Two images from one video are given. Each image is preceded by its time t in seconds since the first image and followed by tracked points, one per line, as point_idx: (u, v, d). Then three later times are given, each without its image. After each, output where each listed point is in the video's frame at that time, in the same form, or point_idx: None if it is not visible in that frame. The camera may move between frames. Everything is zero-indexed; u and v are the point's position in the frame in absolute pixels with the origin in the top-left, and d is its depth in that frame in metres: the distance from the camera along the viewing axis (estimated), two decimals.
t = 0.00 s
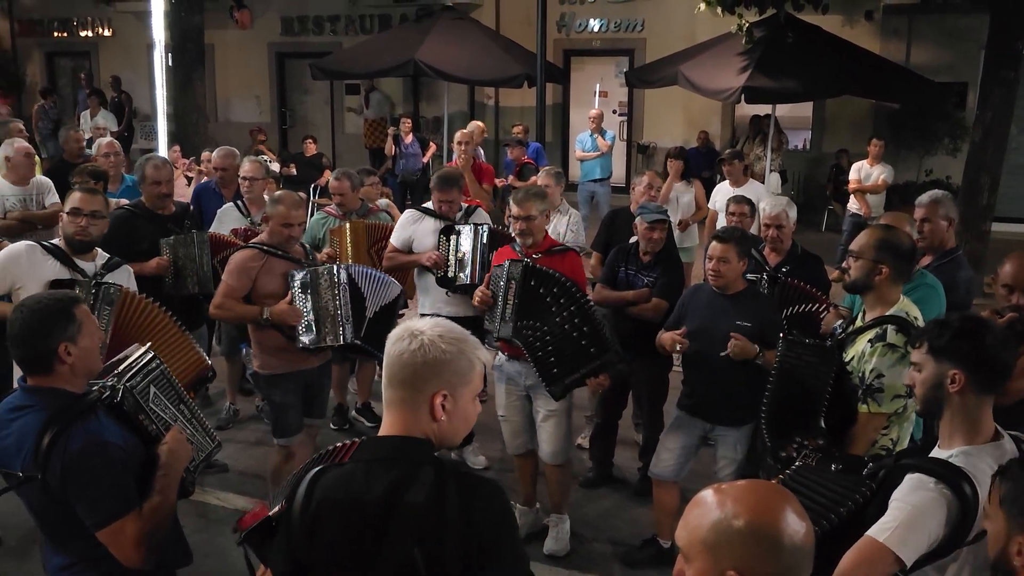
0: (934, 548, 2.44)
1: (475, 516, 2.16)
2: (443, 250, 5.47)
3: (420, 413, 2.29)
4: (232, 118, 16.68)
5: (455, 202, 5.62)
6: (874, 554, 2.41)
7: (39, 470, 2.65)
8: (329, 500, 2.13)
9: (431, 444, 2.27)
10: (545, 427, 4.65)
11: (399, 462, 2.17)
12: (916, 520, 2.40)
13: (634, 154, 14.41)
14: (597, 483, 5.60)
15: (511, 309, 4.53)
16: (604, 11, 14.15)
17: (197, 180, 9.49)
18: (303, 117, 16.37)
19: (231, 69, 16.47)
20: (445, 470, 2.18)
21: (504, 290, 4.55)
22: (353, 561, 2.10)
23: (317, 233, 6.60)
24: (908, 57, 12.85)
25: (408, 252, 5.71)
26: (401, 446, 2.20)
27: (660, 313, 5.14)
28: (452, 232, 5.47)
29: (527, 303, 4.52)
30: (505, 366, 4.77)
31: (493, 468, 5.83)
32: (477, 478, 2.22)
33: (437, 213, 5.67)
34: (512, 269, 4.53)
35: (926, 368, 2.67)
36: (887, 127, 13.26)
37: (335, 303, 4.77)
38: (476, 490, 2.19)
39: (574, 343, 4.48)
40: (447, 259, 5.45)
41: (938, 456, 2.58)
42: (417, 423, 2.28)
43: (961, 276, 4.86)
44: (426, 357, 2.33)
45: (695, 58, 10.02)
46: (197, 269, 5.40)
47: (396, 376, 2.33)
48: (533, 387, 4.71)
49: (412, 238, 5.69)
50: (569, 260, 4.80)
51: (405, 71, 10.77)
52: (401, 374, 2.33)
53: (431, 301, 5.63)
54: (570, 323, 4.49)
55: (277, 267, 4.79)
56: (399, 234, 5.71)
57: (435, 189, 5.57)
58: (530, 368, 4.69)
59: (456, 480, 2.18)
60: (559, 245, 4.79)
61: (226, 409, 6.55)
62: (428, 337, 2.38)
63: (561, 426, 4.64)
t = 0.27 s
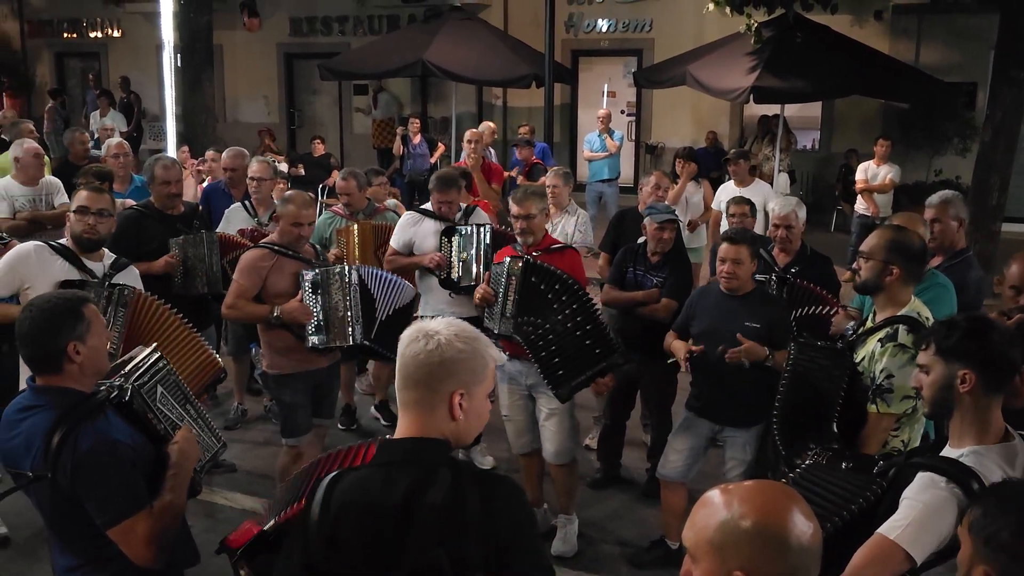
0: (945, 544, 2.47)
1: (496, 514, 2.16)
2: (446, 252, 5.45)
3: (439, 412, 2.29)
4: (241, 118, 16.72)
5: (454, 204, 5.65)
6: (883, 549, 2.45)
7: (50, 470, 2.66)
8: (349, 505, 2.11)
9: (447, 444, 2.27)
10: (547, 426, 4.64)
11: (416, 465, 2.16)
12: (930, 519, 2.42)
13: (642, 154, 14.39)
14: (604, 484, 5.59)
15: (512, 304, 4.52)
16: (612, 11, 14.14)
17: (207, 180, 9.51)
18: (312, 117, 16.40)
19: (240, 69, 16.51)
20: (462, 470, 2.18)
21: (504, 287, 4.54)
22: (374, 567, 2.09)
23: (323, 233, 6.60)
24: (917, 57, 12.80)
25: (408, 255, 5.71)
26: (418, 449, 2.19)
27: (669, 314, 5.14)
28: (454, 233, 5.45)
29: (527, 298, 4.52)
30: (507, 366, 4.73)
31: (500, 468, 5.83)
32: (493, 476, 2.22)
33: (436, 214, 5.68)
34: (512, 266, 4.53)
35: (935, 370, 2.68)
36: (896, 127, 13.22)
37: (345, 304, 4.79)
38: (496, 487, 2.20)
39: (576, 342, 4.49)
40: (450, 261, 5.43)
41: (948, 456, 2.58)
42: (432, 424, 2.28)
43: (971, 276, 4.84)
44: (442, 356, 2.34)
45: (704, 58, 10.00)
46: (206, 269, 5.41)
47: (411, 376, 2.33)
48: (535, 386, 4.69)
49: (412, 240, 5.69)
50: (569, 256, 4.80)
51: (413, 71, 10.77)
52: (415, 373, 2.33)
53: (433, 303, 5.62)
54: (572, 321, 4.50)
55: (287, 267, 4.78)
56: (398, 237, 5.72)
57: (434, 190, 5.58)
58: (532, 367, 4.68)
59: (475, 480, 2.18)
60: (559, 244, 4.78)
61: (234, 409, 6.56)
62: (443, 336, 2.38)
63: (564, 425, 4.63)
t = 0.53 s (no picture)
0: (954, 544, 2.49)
1: (523, 512, 2.17)
2: (451, 254, 5.44)
3: (460, 413, 2.29)
4: (250, 119, 16.77)
5: (456, 203, 5.62)
6: (893, 541, 2.48)
7: (60, 468, 2.67)
8: (375, 508, 2.10)
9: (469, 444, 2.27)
10: (551, 425, 4.63)
11: (441, 467, 2.16)
12: (940, 514, 2.45)
13: (651, 155, 14.38)
14: (612, 485, 5.58)
15: (512, 303, 4.55)
16: (621, 11, 14.13)
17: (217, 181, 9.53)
18: (321, 118, 16.43)
19: (250, 70, 16.55)
20: (486, 470, 2.19)
21: (507, 286, 4.57)
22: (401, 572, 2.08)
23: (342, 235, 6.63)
24: (928, 58, 12.75)
25: (411, 257, 5.69)
26: (441, 450, 2.19)
27: (679, 315, 5.13)
28: (458, 234, 5.45)
29: (529, 297, 4.52)
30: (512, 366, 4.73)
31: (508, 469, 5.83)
32: (517, 476, 2.23)
33: (437, 216, 5.65)
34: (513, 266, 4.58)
35: (945, 370, 2.67)
36: (906, 127, 13.17)
37: (356, 305, 4.77)
38: (521, 486, 2.20)
39: (579, 341, 4.47)
40: (455, 263, 5.42)
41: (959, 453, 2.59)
42: (453, 424, 2.27)
43: (983, 277, 4.81)
44: (463, 356, 2.33)
45: (713, 59, 9.98)
46: (216, 270, 5.43)
47: (430, 375, 2.33)
48: (539, 384, 4.68)
49: (415, 242, 5.66)
50: (574, 257, 4.78)
51: (422, 72, 10.78)
52: (436, 373, 2.32)
53: (436, 304, 5.61)
54: (576, 320, 4.48)
55: (298, 267, 4.80)
56: (400, 239, 5.68)
57: (436, 192, 5.55)
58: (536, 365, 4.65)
59: (500, 480, 2.18)
60: (563, 243, 4.77)
61: (244, 409, 6.57)
62: (462, 337, 2.38)
63: (566, 423, 4.61)
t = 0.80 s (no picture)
0: (966, 536, 2.49)
1: (538, 510, 2.18)
2: (457, 255, 5.48)
3: (475, 413, 2.29)
4: (258, 119, 16.80)
5: (459, 205, 5.62)
6: (907, 534, 2.47)
7: (68, 466, 2.69)
8: (392, 508, 2.11)
9: (484, 444, 2.27)
10: (555, 425, 4.61)
11: (458, 468, 2.17)
12: (950, 504, 2.46)
13: (659, 155, 14.36)
14: (619, 486, 5.57)
15: (514, 304, 4.53)
16: (629, 12, 14.11)
17: (225, 180, 9.54)
18: (328, 118, 16.45)
19: (258, 71, 16.58)
20: (502, 470, 2.20)
21: (509, 284, 4.54)
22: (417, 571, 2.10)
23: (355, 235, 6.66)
24: (937, 59, 12.71)
25: (416, 260, 5.67)
26: (458, 451, 2.20)
27: (689, 315, 5.13)
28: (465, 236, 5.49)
29: (530, 298, 4.51)
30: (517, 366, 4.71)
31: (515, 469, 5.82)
32: (532, 475, 2.24)
33: (440, 218, 5.63)
34: (514, 265, 4.54)
35: (960, 368, 2.65)
36: (915, 128, 13.14)
37: (361, 305, 4.78)
38: (536, 484, 2.21)
39: (586, 346, 4.47)
40: (463, 264, 5.46)
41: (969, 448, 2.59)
42: (468, 426, 2.27)
43: (993, 279, 4.80)
44: (479, 357, 2.33)
45: (721, 59, 9.96)
46: (224, 269, 5.46)
47: (443, 375, 2.32)
48: (544, 383, 4.66)
49: (419, 245, 5.64)
50: (578, 256, 4.77)
51: (430, 72, 10.78)
52: (451, 372, 2.31)
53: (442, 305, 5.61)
54: (581, 325, 4.48)
55: (303, 267, 4.80)
56: (404, 242, 5.65)
57: (438, 195, 5.55)
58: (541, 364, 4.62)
59: (516, 479, 2.19)
60: (568, 242, 4.76)
61: (251, 408, 6.58)
62: (477, 337, 2.37)
63: (571, 423, 4.59)
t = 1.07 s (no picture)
0: (975, 537, 2.49)
1: (541, 513, 2.18)
2: (463, 254, 5.42)
3: (479, 414, 2.28)
4: (265, 119, 16.84)
5: (468, 210, 5.63)
6: (915, 540, 2.47)
7: (76, 466, 2.70)
8: (394, 503, 2.11)
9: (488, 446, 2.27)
10: (567, 425, 4.61)
11: (463, 468, 2.17)
12: (964, 508, 2.44)
13: (666, 157, 14.35)
14: (625, 487, 5.56)
15: (516, 305, 4.59)
16: (636, 13, 14.11)
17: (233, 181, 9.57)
18: (335, 118, 16.49)
19: (265, 71, 16.61)
20: (507, 473, 2.20)
21: (511, 286, 4.60)
22: (417, 568, 2.10)
23: (365, 235, 6.67)
24: (944, 60, 12.69)
25: (426, 264, 5.61)
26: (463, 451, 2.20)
27: (696, 317, 5.12)
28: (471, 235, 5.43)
29: (529, 296, 4.55)
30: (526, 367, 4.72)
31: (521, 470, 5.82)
32: (537, 479, 2.23)
33: (448, 221, 5.62)
34: (512, 265, 4.59)
35: (965, 369, 2.64)
36: (922, 130, 13.10)
37: (363, 299, 4.89)
38: (540, 486, 2.21)
39: (582, 340, 4.42)
40: (471, 264, 5.42)
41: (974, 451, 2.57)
42: (472, 427, 2.27)
43: (1002, 282, 4.78)
44: (485, 358, 2.33)
45: (728, 61, 9.95)
46: (231, 270, 5.47)
47: (447, 374, 2.32)
48: (556, 384, 4.62)
49: (430, 251, 5.61)
50: (583, 255, 4.75)
51: (437, 73, 10.79)
52: (457, 373, 2.31)
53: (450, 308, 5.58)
54: (572, 317, 4.44)
55: (311, 268, 4.81)
56: (414, 246, 5.59)
57: (447, 199, 5.58)
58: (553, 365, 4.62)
59: (519, 480, 2.19)
60: (572, 241, 4.76)
61: (258, 409, 6.60)
62: (484, 338, 2.37)
63: (584, 423, 4.59)
